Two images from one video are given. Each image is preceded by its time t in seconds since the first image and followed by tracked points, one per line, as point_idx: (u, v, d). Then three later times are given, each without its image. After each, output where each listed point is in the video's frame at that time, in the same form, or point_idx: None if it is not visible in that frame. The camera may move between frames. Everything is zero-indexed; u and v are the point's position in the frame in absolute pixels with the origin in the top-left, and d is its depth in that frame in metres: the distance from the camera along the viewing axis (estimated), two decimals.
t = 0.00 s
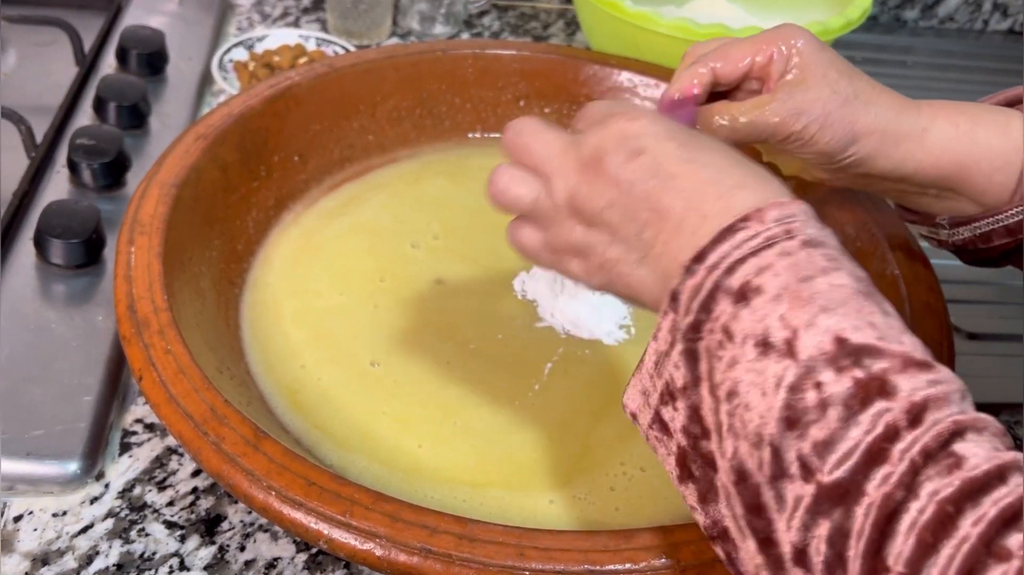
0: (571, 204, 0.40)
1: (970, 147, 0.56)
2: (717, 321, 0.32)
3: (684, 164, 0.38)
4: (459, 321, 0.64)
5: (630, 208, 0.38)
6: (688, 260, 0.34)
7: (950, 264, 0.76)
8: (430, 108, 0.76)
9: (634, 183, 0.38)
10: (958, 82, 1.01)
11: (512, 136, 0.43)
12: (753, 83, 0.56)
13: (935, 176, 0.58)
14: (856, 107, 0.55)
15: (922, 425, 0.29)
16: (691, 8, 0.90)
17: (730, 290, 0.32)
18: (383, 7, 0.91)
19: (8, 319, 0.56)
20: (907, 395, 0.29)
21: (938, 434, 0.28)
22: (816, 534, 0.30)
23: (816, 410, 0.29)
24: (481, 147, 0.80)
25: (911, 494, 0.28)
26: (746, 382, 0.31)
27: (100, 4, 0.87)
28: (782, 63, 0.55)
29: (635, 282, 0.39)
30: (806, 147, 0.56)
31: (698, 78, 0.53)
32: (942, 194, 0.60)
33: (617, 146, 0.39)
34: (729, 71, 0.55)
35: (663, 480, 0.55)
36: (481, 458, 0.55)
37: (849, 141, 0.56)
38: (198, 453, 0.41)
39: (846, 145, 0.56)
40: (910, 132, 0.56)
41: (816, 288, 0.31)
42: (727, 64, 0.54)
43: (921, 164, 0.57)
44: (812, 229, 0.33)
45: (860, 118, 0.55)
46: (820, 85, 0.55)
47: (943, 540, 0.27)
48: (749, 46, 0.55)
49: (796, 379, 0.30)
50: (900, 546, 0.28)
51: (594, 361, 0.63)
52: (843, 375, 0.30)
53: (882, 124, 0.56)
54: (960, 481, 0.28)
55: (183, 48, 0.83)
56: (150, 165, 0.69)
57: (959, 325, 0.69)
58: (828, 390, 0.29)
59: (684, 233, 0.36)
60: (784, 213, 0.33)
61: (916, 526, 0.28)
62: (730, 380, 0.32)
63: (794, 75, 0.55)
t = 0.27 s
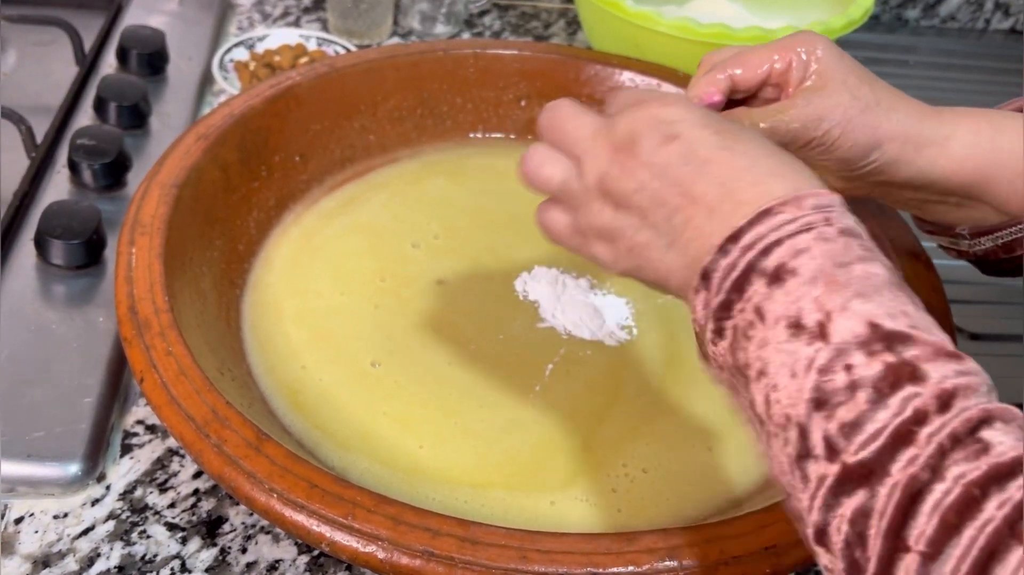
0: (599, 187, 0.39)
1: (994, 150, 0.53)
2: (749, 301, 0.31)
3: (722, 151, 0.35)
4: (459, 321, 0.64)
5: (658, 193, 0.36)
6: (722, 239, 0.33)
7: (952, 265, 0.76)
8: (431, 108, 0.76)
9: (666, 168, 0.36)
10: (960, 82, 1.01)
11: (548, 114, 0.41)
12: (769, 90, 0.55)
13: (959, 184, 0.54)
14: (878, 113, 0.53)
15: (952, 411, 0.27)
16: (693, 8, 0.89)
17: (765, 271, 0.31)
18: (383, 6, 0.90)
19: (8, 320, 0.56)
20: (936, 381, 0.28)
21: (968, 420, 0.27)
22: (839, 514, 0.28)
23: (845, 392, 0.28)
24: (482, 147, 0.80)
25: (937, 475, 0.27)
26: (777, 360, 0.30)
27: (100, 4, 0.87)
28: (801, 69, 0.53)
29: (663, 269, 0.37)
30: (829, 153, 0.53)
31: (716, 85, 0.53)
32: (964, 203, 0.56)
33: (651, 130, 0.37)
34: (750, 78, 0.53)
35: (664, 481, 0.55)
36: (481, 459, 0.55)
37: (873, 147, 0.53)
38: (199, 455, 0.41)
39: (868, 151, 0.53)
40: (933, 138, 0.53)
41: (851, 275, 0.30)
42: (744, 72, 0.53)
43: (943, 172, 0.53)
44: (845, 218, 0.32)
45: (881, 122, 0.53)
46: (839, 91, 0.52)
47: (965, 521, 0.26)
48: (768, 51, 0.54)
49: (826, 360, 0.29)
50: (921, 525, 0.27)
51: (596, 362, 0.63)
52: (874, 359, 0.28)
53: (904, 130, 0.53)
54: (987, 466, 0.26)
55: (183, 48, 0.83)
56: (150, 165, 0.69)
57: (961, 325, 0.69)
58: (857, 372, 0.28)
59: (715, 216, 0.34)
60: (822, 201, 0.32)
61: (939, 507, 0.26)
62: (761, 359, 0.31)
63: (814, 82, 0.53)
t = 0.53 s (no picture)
0: (633, 206, 0.44)
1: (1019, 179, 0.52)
2: (771, 311, 0.34)
3: (751, 168, 0.38)
4: (459, 322, 0.64)
5: (692, 210, 0.40)
6: (749, 254, 0.36)
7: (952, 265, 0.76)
8: (431, 108, 0.76)
9: (698, 187, 0.39)
10: (961, 81, 1.01)
11: (582, 141, 0.47)
12: (787, 117, 0.57)
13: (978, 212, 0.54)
14: (896, 144, 0.53)
15: (962, 411, 0.29)
16: (693, 7, 0.89)
17: (786, 284, 0.33)
18: (384, 5, 0.90)
19: (8, 320, 0.56)
20: (948, 384, 0.29)
21: (976, 420, 0.28)
22: (854, 512, 0.30)
23: (858, 397, 0.30)
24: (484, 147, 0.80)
25: (945, 474, 0.28)
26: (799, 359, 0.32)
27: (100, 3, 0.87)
28: (818, 98, 0.55)
29: (694, 279, 0.41)
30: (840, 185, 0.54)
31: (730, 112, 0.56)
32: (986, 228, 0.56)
33: (681, 150, 0.41)
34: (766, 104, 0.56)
35: (664, 481, 0.55)
36: (482, 460, 0.55)
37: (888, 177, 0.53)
38: (199, 456, 0.41)
39: (885, 181, 0.54)
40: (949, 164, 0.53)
41: (873, 283, 0.32)
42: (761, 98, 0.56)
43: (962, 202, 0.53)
44: (872, 231, 0.34)
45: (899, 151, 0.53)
46: (856, 122, 0.53)
47: (973, 517, 0.27)
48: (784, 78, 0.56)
49: (841, 367, 0.31)
50: (931, 523, 0.28)
51: (596, 363, 0.63)
52: (887, 364, 0.30)
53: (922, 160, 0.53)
54: (994, 464, 0.27)
55: (183, 48, 0.82)
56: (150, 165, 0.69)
57: (961, 325, 0.69)
58: (870, 377, 0.30)
59: (744, 233, 0.37)
60: (842, 213, 0.34)
61: (947, 504, 0.28)
62: (781, 368, 0.33)
63: (832, 111, 0.54)
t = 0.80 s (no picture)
0: (644, 189, 0.42)
1: None
2: (784, 295, 0.33)
3: (762, 153, 0.38)
4: (458, 322, 0.64)
5: (702, 192, 0.39)
6: (761, 237, 0.35)
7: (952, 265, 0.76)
8: (432, 107, 0.76)
9: (709, 169, 0.39)
10: (961, 81, 1.01)
11: (591, 125, 0.46)
12: (800, 106, 0.55)
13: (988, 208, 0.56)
14: (908, 134, 0.54)
15: (980, 398, 0.28)
16: (693, 7, 0.89)
17: (800, 267, 0.33)
18: (384, 4, 0.90)
19: (9, 320, 0.56)
20: (966, 371, 0.29)
21: (994, 407, 0.28)
22: (870, 498, 0.30)
23: (875, 381, 0.30)
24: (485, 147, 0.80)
25: (963, 460, 0.28)
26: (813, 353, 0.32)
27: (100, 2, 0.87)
28: (832, 87, 0.54)
29: (704, 265, 0.40)
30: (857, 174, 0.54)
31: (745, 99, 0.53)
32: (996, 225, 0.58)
33: (694, 135, 0.40)
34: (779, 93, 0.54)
35: (664, 481, 0.55)
36: (482, 460, 0.55)
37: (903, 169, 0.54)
38: (200, 456, 0.41)
39: (895, 170, 0.54)
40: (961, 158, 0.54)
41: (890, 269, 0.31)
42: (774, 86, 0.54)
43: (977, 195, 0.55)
44: (886, 217, 0.34)
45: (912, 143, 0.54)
46: (870, 112, 0.53)
47: (990, 503, 0.27)
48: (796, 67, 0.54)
49: (858, 350, 0.31)
50: (947, 508, 0.28)
51: (596, 363, 0.63)
52: (904, 349, 0.30)
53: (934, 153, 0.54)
54: (1013, 451, 0.27)
55: (183, 47, 0.82)
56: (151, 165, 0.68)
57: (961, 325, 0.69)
58: (888, 362, 0.30)
59: (759, 215, 0.36)
60: (857, 200, 0.34)
61: (965, 490, 0.27)
62: (796, 352, 0.33)
63: (845, 100, 0.54)
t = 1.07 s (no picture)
0: (629, 174, 0.42)
1: None
2: (778, 285, 0.33)
3: (752, 137, 0.37)
4: (459, 321, 0.64)
5: (692, 176, 0.39)
6: (751, 227, 0.34)
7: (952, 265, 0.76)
8: (433, 107, 0.76)
9: (699, 153, 0.39)
10: (962, 80, 1.01)
11: (575, 109, 0.47)
12: (809, 97, 0.59)
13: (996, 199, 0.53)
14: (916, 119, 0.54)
15: (980, 389, 0.27)
16: (693, 6, 0.89)
17: (794, 258, 0.32)
18: (385, 4, 0.90)
19: (10, 320, 0.56)
20: (966, 361, 0.28)
21: (996, 399, 0.27)
22: (870, 491, 0.29)
23: (874, 373, 0.29)
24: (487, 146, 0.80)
25: (968, 454, 0.27)
26: (805, 346, 0.32)
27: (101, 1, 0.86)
28: (842, 77, 0.56)
29: (692, 251, 0.40)
30: (857, 155, 0.55)
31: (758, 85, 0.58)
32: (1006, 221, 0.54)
33: (683, 117, 0.40)
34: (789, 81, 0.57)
35: (665, 481, 0.55)
36: (482, 460, 0.55)
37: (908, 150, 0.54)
38: (201, 456, 0.41)
39: (902, 153, 0.54)
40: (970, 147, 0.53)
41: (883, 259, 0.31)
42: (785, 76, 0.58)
43: (987, 181, 0.52)
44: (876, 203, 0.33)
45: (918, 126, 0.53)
46: (878, 96, 0.54)
47: (999, 498, 0.26)
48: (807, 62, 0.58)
49: (853, 343, 0.30)
50: (955, 503, 0.27)
51: (597, 362, 0.63)
52: (902, 341, 0.29)
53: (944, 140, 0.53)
54: (1017, 445, 0.26)
55: (184, 47, 0.82)
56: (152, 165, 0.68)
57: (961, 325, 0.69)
58: (885, 354, 0.29)
59: (749, 200, 0.35)
60: (848, 186, 0.33)
61: (972, 485, 0.27)
62: (789, 343, 0.32)
63: (853, 85, 0.55)
